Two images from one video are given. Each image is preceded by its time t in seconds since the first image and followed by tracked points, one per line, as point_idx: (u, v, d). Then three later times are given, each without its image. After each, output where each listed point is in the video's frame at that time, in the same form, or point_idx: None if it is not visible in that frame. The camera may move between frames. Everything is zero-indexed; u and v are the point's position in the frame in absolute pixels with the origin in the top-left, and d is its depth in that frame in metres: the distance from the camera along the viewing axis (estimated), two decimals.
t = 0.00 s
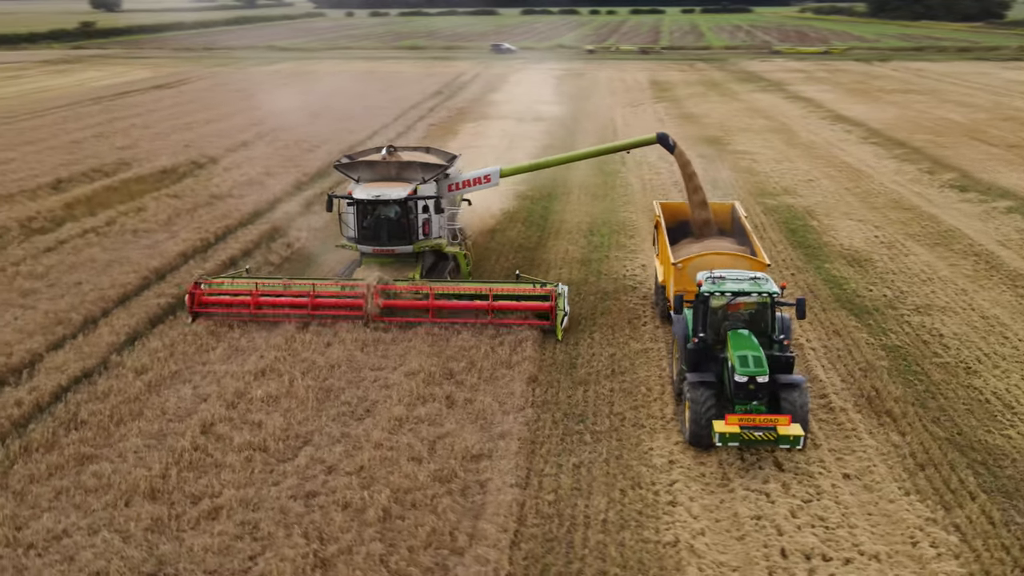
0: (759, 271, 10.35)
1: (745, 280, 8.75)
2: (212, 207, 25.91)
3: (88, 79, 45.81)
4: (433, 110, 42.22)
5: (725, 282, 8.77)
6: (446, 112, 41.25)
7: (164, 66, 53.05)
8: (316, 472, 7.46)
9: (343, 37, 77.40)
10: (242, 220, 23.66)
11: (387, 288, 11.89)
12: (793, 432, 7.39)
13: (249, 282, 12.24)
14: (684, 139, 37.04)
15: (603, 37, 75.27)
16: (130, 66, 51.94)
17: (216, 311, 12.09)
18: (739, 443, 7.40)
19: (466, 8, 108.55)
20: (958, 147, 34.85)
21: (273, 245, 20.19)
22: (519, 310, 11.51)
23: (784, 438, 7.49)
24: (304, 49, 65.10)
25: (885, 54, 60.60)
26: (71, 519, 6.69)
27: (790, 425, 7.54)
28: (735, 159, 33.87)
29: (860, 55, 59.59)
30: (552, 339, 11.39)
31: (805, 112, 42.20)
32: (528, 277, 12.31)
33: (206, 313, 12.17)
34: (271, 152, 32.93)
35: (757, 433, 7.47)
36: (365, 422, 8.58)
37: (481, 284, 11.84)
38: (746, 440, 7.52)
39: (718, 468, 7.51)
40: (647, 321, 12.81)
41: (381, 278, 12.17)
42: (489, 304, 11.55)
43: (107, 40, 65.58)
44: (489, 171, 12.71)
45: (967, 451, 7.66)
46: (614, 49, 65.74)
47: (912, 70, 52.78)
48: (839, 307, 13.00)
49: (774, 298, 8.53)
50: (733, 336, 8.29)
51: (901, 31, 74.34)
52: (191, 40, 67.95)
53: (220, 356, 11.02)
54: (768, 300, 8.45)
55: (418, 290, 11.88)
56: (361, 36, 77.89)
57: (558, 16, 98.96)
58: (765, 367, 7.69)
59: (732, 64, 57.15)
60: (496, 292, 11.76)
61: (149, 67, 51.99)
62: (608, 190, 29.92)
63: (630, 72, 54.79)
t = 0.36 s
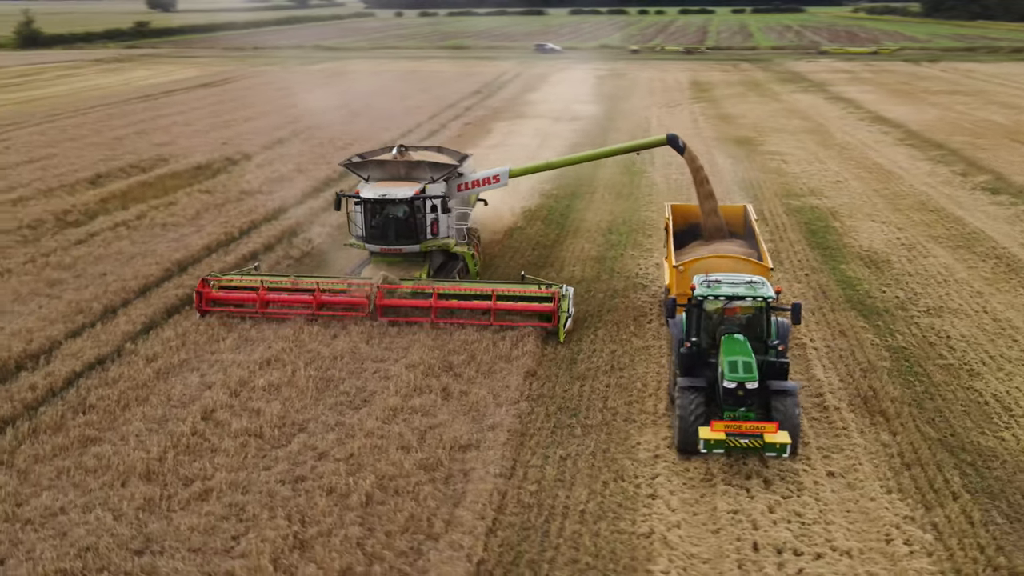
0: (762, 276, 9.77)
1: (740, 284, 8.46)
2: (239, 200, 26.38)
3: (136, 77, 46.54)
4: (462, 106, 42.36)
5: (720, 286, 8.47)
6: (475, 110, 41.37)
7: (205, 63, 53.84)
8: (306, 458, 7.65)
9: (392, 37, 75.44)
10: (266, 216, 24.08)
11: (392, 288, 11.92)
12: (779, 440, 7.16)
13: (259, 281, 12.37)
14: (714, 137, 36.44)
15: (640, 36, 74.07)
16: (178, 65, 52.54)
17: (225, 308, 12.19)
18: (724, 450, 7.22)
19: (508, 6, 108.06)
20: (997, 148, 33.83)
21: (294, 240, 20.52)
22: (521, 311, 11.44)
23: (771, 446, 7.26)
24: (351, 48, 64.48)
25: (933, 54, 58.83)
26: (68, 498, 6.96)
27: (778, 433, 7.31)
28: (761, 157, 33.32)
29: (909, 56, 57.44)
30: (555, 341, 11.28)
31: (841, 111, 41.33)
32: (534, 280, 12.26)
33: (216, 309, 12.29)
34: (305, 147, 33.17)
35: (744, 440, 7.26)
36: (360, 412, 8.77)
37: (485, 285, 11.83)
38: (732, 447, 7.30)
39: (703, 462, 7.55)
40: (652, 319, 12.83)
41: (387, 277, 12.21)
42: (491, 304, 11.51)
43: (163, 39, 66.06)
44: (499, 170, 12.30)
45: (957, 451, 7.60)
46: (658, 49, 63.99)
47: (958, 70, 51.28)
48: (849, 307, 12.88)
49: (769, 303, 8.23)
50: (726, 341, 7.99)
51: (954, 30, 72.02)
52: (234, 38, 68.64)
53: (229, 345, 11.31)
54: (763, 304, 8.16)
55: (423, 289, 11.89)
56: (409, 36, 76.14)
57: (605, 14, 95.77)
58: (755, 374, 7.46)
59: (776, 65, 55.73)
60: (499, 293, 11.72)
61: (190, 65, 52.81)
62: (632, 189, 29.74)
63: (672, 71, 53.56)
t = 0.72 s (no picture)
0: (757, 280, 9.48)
1: (731, 288, 8.18)
2: (262, 192, 26.75)
3: (180, 75, 46.84)
4: (488, 102, 42.34)
5: (709, 289, 8.18)
6: (500, 106, 41.34)
7: (245, 61, 53.90)
8: (295, 445, 7.83)
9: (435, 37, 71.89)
10: (286, 210, 24.40)
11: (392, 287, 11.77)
12: (759, 445, 7.04)
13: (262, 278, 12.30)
14: (743, 135, 35.58)
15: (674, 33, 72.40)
16: (220, 63, 52.71)
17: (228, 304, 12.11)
18: (702, 455, 7.12)
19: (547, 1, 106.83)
20: None
21: (312, 235, 20.78)
22: (520, 311, 11.21)
23: (751, 451, 7.11)
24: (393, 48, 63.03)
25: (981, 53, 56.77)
26: (63, 478, 7.21)
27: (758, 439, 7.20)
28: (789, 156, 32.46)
29: (956, 57, 55.01)
30: (552, 342, 11.02)
31: (876, 109, 40.31)
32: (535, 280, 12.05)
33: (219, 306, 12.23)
34: (333, 142, 32.97)
35: (724, 445, 7.11)
36: (353, 401, 8.95)
37: (484, 285, 11.62)
38: (711, 453, 7.19)
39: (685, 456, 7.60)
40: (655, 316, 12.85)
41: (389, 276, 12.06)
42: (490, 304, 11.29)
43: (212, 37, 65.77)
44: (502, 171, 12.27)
45: (941, 451, 7.56)
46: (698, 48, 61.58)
47: (1005, 70, 49.59)
48: (855, 308, 12.76)
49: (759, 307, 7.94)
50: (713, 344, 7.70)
51: (1007, 30, 69.31)
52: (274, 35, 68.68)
53: (235, 334, 11.55)
54: (752, 308, 7.85)
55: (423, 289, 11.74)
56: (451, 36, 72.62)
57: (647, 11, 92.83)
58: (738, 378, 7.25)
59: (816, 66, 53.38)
60: (498, 292, 11.51)
61: (228, 62, 53.21)
62: (653, 186, 29.46)
63: (710, 71, 51.79)
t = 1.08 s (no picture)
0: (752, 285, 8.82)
1: (716, 291, 7.87)
2: (284, 184, 27.04)
3: (219, 75, 46.66)
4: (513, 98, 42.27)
5: (694, 292, 7.89)
6: (524, 102, 41.24)
7: (279, 59, 53.93)
8: (284, 433, 7.99)
9: (470, 35, 70.41)
10: (305, 206, 24.64)
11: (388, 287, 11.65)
12: (735, 453, 6.80)
13: (262, 276, 12.27)
14: (767, 134, 34.80)
15: (706, 30, 70.85)
16: (260, 61, 52.33)
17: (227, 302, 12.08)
18: (677, 461, 6.90)
19: None
20: None
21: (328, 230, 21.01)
22: (515, 312, 11.02)
23: (726, 458, 6.90)
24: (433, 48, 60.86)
25: None
26: (58, 460, 7.45)
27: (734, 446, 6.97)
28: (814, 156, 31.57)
29: (1002, 57, 52.71)
30: (546, 343, 10.80)
31: (911, 108, 39.24)
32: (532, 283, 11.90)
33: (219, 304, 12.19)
34: (358, 138, 32.82)
35: (699, 452, 6.90)
36: (346, 392, 9.12)
37: (479, 285, 11.42)
38: (686, 459, 6.97)
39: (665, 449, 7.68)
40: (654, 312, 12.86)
41: (386, 276, 11.90)
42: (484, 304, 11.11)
43: (257, 36, 64.73)
44: (504, 170, 11.90)
45: (923, 451, 7.53)
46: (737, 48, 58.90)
47: None
48: (857, 308, 12.67)
49: (744, 311, 7.67)
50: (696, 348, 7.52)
51: None
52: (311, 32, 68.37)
53: (240, 324, 11.76)
54: (736, 312, 7.58)
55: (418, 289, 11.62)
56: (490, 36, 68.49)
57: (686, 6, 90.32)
58: (717, 383, 7.05)
59: (859, 68, 50.29)
60: (493, 292, 11.34)
61: (261, 59, 53.52)
62: (672, 185, 29.19)
63: (745, 70, 50.18)
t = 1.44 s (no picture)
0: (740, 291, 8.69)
1: (701, 294, 7.56)
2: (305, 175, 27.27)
3: (259, 72, 46.22)
4: (538, 95, 42.22)
5: (680, 296, 7.55)
6: (549, 99, 41.16)
7: (314, 55, 53.96)
8: (273, 423, 8.16)
9: (500, 32, 70.47)
10: (324, 202, 24.87)
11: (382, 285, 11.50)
12: (707, 461, 6.56)
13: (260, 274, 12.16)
14: (795, 131, 34.20)
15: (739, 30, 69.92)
16: (293, 59, 52.55)
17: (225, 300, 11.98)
18: (648, 469, 6.70)
19: None
20: None
21: (343, 227, 21.22)
22: (507, 314, 10.82)
23: (698, 467, 6.65)
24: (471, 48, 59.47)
25: None
26: (54, 444, 7.66)
27: (709, 453, 6.72)
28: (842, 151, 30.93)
29: None
30: (538, 347, 10.61)
31: (945, 107, 38.43)
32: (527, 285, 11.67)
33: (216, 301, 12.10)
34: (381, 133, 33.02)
35: (672, 460, 6.68)
36: (339, 385, 9.28)
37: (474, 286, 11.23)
38: (659, 466, 6.75)
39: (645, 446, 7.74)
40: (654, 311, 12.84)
41: (380, 274, 11.70)
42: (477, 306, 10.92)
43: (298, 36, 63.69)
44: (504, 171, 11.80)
45: (904, 451, 7.48)
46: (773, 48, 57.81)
47: None
48: (860, 310, 12.58)
49: (730, 317, 7.34)
50: (678, 353, 7.29)
51: None
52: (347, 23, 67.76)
53: (245, 315, 11.95)
54: (721, 319, 7.24)
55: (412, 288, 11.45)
56: (527, 36, 67.61)
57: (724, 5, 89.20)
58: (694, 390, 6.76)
59: (895, 67, 50.01)
60: (487, 293, 11.13)
61: (295, 56, 53.75)
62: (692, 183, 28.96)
63: (780, 69, 49.23)
